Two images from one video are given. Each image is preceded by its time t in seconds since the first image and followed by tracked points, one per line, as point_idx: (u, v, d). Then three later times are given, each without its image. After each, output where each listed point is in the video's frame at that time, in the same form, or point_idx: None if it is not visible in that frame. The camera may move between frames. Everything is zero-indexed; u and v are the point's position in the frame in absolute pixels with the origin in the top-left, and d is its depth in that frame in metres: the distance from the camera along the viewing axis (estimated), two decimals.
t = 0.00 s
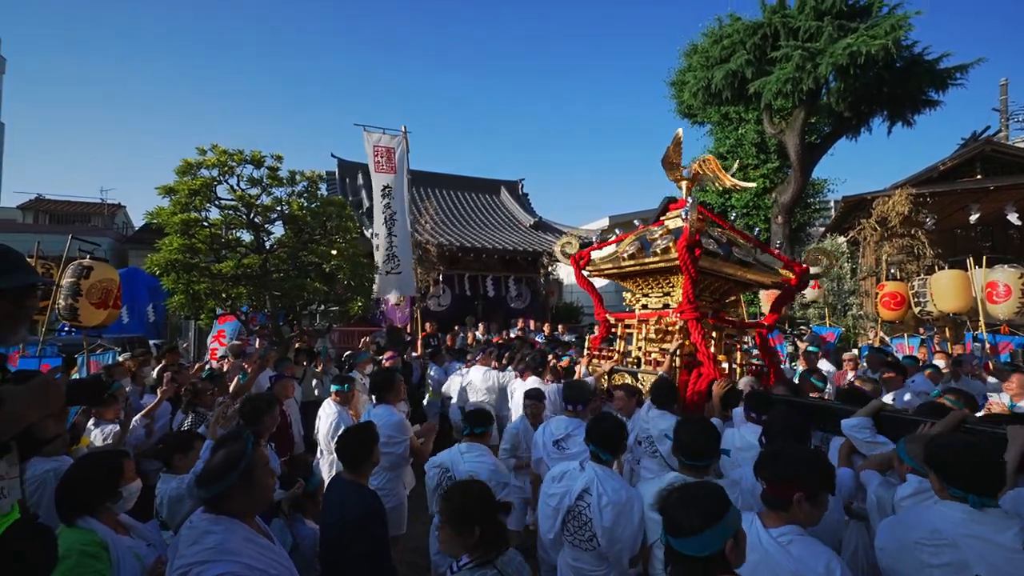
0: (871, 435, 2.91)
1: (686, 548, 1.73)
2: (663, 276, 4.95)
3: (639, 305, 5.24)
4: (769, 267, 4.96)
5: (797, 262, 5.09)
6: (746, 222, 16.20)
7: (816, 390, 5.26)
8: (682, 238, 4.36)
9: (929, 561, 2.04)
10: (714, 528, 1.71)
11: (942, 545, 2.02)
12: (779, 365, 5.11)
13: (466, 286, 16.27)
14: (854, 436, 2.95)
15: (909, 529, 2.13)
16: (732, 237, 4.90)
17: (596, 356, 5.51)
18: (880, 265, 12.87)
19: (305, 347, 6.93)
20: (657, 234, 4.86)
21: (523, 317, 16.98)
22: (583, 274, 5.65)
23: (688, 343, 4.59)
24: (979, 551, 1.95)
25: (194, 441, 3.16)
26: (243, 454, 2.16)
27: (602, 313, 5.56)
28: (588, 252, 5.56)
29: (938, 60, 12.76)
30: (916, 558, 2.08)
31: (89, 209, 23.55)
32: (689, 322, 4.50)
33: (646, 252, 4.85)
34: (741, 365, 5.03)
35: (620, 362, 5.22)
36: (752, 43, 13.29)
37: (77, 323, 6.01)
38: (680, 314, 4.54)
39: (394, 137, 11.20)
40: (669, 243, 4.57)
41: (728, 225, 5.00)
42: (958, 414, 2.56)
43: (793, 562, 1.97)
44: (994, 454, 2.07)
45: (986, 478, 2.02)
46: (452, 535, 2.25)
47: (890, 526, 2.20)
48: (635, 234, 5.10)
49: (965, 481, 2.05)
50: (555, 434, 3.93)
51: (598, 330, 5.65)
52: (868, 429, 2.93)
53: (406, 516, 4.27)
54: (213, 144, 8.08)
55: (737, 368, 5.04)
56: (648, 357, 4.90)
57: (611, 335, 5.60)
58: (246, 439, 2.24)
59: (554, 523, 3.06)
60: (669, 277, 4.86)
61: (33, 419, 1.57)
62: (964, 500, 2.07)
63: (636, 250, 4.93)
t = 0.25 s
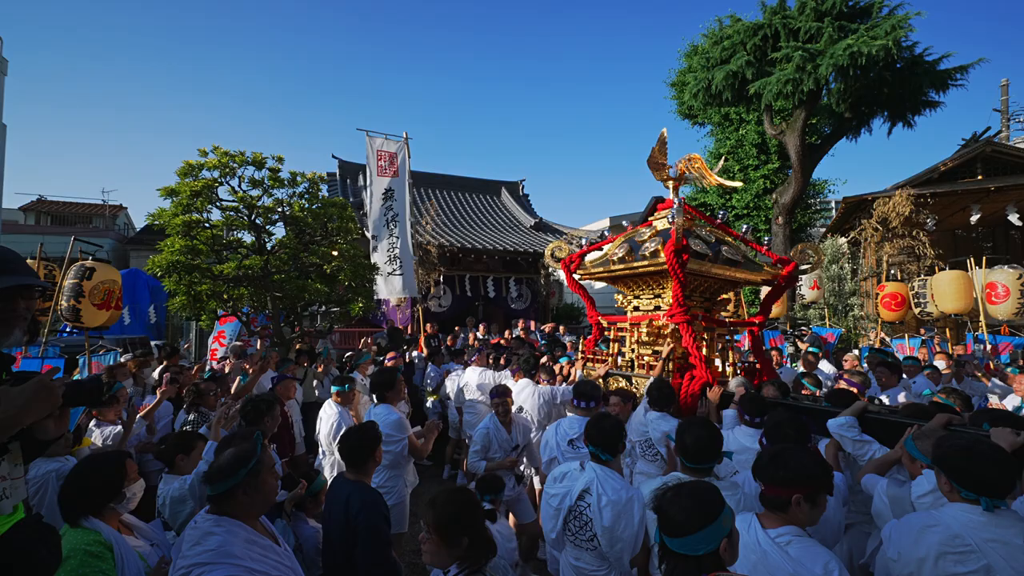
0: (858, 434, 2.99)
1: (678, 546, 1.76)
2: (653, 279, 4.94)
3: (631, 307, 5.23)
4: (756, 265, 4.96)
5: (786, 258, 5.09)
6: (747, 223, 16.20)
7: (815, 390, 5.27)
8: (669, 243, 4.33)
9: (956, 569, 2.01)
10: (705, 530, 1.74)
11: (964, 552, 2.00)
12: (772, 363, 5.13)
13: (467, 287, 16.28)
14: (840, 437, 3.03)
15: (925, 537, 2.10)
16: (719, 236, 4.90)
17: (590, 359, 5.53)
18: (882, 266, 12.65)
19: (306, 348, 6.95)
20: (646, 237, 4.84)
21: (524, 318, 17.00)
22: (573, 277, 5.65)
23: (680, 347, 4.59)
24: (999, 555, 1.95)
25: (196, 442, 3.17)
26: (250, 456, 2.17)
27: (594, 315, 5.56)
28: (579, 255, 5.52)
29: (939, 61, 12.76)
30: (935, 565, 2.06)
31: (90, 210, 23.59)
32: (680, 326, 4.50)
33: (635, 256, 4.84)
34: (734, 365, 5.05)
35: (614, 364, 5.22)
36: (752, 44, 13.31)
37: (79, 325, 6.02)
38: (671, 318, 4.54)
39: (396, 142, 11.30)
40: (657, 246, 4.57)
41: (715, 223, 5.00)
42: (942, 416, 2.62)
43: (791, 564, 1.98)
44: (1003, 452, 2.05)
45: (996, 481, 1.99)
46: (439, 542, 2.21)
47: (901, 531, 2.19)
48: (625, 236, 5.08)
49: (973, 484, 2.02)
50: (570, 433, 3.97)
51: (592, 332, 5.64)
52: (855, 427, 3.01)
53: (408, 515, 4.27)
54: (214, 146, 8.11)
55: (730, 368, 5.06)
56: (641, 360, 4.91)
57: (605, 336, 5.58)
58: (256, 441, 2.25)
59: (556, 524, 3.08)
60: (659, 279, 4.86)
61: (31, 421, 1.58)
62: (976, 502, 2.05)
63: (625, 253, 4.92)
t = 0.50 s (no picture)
0: (845, 436, 2.97)
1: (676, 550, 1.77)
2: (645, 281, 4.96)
3: (624, 310, 5.25)
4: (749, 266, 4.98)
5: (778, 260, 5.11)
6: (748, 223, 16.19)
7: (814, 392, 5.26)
8: (662, 246, 4.38)
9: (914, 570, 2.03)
10: (708, 537, 1.73)
11: (921, 554, 2.03)
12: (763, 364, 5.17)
13: (467, 288, 16.28)
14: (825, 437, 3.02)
15: (885, 540, 2.12)
16: (711, 238, 4.91)
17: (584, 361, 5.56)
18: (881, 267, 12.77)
19: (307, 349, 6.96)
20: (639, 239, 4.88)
21: (524, 319, 17.00)
22: (567, 280, 5.71)
23: (674, 350, 4.62)
24: (958, 556, 1.97)
25: (197, 444, 3.18)
26: (252, 459, 2.17)
27: (588, 318, 5.60)
28: (571, 258, 5.64)
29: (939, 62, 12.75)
30: (896, 567, 2.08)
31: (91, 211, 23.60)
32: (672, 328, 4.54)
33: (628, 258, 4.86)
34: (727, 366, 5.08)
35: (608, 366, 5.24)
36: (753, 45, 13.31)
37: (80, 327, 6.04)
38: (664, 320, 4.58)
39: (398, 145, 11.34)
40: (650, 249, 4.60)
41: (707, 225, 5.02)
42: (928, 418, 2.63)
43: (790, 566, 1.99)
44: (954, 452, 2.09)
45: (943, 481, 2.03)
46: (428, 545, 2.19)
47: (861, 532, 2.21)
48: (618, 239, 5.12)
49: (916, 483, 2.10)
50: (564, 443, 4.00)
51: (586, 335, 5.69)
52: (843, 429, 2.98)
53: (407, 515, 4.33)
54: (215, 147, 8.13)
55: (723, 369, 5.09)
56: (634, 362, 4.92)
57: (599, 338, 5.65)
58: (261, 444, 2.26)
59: (547, 524, 3.08)
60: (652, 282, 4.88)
61: (30, 426, 1.59)
62: (918, 500, 2.13)
63: (618, 256, 4.95)
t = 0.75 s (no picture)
0: (835, 437, 2.95)
1: (675, 553, 1.77)
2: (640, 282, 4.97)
3: (618, 311, 5.22)
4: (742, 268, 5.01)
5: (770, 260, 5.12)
6: (749, 224, 16.18)
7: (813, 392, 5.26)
8: (657, 247, 4.39)
9: (858, 559, 2.11)
10: (709, 544, 1.73)
11: (865, 543, 2.11)
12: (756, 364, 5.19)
13: (468, 289, 16.29)
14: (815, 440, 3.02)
15: (832, 532, 2.21)
16: (704, 240, 4.95)
17: (579, 362, 5.58)
18: (882, 268, 12.60)
19: (307, 350, 6.97)
20: (633, 241, 4.88)
21: (525, 320, 17.00)
22: (562, 282, 5.76)
23: (667, 350, 4.63)
24: (895, 543, 2.05)
25: (196, 445, 3.19)
26: (250, 462, 2.17)
27: (583, 319, 5.61)
28: (566, 260, 5.81)
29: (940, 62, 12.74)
30: (844, 559, 2.15)
31: (93, 212, 23.64)
32: (666, 328, 4.57)
33: (623, 259, 4.88)
34: (720, 366, 5.10)
35: (602, 368, 5.25)
36: (754, 46, 13.32)
37: (81, 328, 6.05)
38: (658, 321, 4.60)
39: (405, 147, 11.31)
40: (644, 250, 4.62)
41: (701, 227, 5.04)
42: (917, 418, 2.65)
43: (791, 569, 1.98)
44: (888, 445, 2.20)
45: (879, 472, 2.15)
46: (415, 545, 2.18)
47: (813, 528, 2.29)
48: (612, 241, 5.13)
49: (852, 476, 2.22)
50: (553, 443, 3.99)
51: (581, 336, 5.70)
52: (833, 430, 2.96)
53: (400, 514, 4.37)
54: (215, 148, 8.13)
55: (716, 369, 5.11)
56: (629, 364, 4.93)
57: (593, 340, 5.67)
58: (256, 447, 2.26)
59: (536, 529, 3.08)
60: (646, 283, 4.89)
61: (29, 430, 1.59)
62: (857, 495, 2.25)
63: (612, 258, 4.96)
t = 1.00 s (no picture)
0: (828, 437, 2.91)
1: (677, 551, 1.76)
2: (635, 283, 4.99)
3: (613, 312, 5.24)
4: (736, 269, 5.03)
5: (764, 262, 5.13)
6: (750, 224, 16.15)
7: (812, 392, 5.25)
8: (652, 248, 4.41)
9: (845, 553, 2.21)
10: (711, 544, 1.72)
11: (851, 538, 2.20)
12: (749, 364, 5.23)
13: (469, 289, 16.30)
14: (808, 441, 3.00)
15: (819, 528, 2.29)
16: (699, 242, 4.96)
17: (574, 363, 5.60)
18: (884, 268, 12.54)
19: (307, 350, 6.97)
20: (628, 242, 4.90)
21: (525, 320, 16.99)
22: (558, 283, 5.79)
23: (662, 351, 4.65)
24: (879, 534, 2.16)
25: (195, 446, 3.18)
26: (246, 464, 2.18)
27: (578, 320, 5.63)
28: (562, 261, 5.84)
29: (942, 62, 12.72)
30: (833, 554, 2.24)
31: (94, 212, 23.67)
32: (661, 329, 4.58)
33: (618, 260, 4.90)
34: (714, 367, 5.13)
35: (597, 368, 5.27)
36: (755, 46, 13.32)
37: (81, 327, 6.05)
38: (652, 322, 4.62)
39: (421, 146, 10.74)
40: (639, 251, 4.64)
41: (695, 228, 5.06)
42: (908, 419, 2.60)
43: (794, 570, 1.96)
44: (873, 444, 2.23)
45: (862, 473, 2.20)
46: (398, 552, 2.14)
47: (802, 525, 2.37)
48: (607, 242, 5.15)
49: (839, 478, 2.26)
50: (542, 438, 3.97)
51: (576, 336, 5.72)
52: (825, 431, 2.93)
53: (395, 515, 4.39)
54: (216, 148, 8.14)
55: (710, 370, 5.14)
56: (623, 365, 4.95)
57: (588, 340, 5.69)
58: (251, 450, 2.25)
59: (527, 526, 3.06)
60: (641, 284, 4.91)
61: (27, 431, 1.59)
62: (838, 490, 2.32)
63: (607, 259, 4.99)
